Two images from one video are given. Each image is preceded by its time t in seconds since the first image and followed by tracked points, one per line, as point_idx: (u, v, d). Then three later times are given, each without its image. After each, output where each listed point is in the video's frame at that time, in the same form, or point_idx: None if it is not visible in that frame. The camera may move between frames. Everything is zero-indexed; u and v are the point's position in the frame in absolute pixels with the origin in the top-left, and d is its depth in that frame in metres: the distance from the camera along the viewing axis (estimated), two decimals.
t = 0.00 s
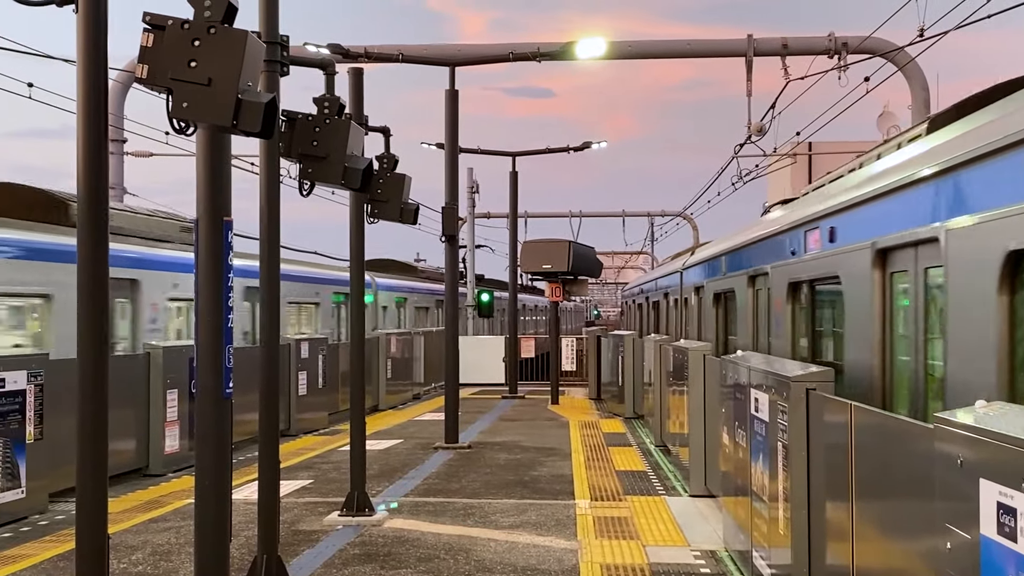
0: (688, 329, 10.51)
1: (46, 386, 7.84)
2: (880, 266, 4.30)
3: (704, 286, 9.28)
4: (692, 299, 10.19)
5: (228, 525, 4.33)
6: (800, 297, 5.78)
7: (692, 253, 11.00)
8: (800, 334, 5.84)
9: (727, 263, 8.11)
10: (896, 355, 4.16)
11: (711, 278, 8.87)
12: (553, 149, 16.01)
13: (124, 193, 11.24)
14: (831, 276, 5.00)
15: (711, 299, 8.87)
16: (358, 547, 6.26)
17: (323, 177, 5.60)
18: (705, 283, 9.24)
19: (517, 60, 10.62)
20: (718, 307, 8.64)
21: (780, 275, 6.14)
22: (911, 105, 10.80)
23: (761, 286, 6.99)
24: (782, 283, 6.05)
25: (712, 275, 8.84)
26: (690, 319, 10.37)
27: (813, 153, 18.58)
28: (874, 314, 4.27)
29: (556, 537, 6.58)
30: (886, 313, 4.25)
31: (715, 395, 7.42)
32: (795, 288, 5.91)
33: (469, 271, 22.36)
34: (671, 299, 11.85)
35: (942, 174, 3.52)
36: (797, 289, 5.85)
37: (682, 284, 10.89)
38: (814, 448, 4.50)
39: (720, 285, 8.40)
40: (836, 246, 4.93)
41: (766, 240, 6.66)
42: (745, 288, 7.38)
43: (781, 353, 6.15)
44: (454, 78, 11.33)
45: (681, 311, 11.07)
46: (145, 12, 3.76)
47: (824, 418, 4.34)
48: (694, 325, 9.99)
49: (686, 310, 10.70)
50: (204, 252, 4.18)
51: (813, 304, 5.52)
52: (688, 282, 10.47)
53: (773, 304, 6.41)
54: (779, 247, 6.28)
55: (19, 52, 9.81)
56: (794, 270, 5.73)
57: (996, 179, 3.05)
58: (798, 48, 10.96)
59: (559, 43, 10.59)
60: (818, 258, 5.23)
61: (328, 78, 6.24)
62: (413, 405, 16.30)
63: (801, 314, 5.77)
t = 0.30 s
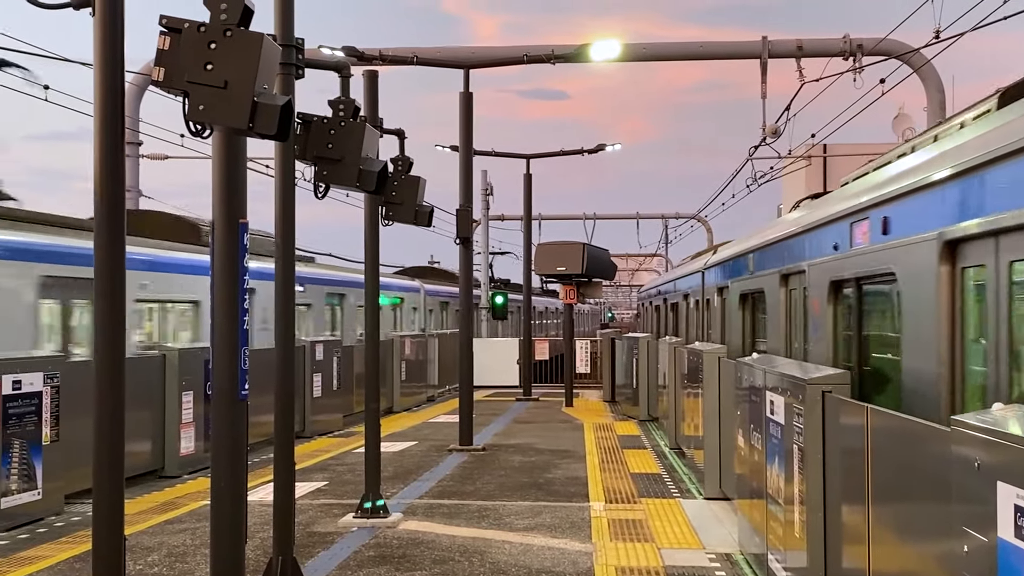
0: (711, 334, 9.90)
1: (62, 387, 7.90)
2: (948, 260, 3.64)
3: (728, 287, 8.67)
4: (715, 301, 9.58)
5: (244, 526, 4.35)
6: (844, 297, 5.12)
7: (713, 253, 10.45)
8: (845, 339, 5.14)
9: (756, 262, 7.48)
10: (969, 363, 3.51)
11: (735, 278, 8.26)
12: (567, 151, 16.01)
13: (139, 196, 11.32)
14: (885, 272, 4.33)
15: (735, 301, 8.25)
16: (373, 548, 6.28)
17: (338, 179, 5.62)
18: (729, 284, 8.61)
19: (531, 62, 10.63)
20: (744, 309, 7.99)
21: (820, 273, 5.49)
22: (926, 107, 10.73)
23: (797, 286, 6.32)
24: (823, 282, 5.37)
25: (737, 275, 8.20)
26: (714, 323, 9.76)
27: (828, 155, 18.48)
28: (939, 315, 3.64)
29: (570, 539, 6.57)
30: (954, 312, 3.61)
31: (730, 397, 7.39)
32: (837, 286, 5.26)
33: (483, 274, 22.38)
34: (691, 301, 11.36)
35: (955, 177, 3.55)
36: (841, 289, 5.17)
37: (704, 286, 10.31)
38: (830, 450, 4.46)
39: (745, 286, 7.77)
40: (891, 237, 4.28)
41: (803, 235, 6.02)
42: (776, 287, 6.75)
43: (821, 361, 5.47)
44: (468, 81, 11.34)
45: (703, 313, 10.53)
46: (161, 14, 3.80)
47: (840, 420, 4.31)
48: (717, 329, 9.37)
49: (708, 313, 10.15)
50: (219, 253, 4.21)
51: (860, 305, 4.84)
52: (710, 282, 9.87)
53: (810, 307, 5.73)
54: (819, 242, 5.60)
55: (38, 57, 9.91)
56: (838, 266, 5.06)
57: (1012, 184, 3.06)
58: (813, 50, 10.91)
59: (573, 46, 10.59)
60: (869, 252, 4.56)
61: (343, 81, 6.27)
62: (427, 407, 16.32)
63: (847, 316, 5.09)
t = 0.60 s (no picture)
0: (736, 337, 9.26)
1: (79, 389, 7.96)
2: None
3: (756, 286, 8.05)
4: (740, 302, 8.97)
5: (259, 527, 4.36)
6: (895, 298, 4.50)
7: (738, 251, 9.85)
8: (894, 344, 4.52)
9: (790, 259, 6.85)
10: None
11: (767, 276, 7.63)
12: (582, 153, 16.01)
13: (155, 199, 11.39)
14: (942, 270, 3.78)
15: (765, 301, 7.63)
16: (388, 551, 6.29)
17: (354, 181, 5.64)
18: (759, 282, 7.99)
19: (546, 64, 10.64)
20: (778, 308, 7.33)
21: (863, 272, 4.86)
22: (943, 109, 10.65)
23: (834, 285, 5.70)
24: (867, 281, 4.75)
25: (769, 273, 7.57)
26: (739, 323, 9.12)
27: (845, 158, 18.38)
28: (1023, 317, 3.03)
29: (585, 542, 6.55)
30: None
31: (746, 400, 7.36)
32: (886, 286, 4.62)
33: (498, 276, 22.38)
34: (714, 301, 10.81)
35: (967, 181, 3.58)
36: (890, 288, 4.56)
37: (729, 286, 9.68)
38: (847, 453, 4.43)
39: (778, 286, 7.15)
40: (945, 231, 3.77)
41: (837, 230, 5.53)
42: (812, 287, 6.12)
43: (864, 368, 4.83)
44: (483, 83, 11.36)
45: (726, 315, 9.95)
46: (179, 17, 3.83)
47: (857, 424, 4.28)
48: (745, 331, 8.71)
49: (733, 315, 9.57)
50: (235, 255, 4.23)
51: (915, 306, 4.23)
52: (737, 281, 9.23)
53: (851, 307, 5.12)
54: (865, 235, 4.95)
55: (58, 60, 10.01)
56: (885, 263, 4.46)
57: None
58: (829, 52, 10.87)
59: (589, 48, 10.59)
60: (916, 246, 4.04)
61: (358, 84, 6.30)
62: (442, 409, 16.34)
63: (896, 318, 4.45)
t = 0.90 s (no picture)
0: (759, 341, 8.65)
1: (94, 390, 8.02)
2: None
3: (783, 285, 7.45)
4: (764, 303, 8.37)
5: (275, 527, 4.38)
6: (953, 298, 3.93)
7: (760, 250, 9.26)
8: (947, 352, 4.00)
9: (823, 256, 6.27)
10: None
11: (796, 275, 7.04)
12: (595, 155, 16.01)
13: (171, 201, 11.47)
14: (981, 269, 3.56)
15: (793, 302, 7.06)
16: (402, 553, 6.30)
17: (369, 183, 5.66)
18: (786, 281, 7.39)
19: (560, 66, 10.65)
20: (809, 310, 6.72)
21: (913, 268, 4.28)
22: (958, 111, 10.59)
23: (874, 285, 5.12)
24: (917, 280, 4.21)
25: (799, 271, 6.98)
26: (762, 327, 8.51)
27: (859, 160, 18.31)
28: None
29: (599, 544, 6.54)
30: None
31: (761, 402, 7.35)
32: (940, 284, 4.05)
33: (512, 278, 22.40)
34: (732, 304, 10.26)
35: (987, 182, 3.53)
36: (941, 288, 4.04)
37: (752, 287, 9.08)
38: (863, 456, 4.41)
39: (809, 286, 6.55)
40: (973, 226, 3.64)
41: (858, 229, 5.39)
42: (848, 287, 5.52)
43: (912, 379, 4.28)
44: (497, 86, 11.38)
45: (748, 319, 9.36)
46: (195, 21, 3.86)
47: (872, 426, 4.27)
48: (771, 335, 8.09)
49: (756, 318, 8.95)
50: (250, 257, 4.26)
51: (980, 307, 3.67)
52: (761, 281, 8.63)
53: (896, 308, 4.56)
54: (914, 228, 4.38)
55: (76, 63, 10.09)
56: (937, 258, 3.94)
57: None
58: (843, 54, 10.83)
59: (603, 50, 10.60)
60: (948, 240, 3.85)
61: (373, 86, 6.33)
62: (455, 411, 16.35)
63: (954, 321, 3.91)
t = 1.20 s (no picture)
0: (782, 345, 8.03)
1: (110, 391, 8.08)
2: None
3: (810, 284, 6.86)
4: (788, 304, 7.76)
5: (287, 527, 4.40)
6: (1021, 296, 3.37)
7: (782, 248, 8.67)
8: (1010, 358, 3.45)
9: (857, 251, 5.67)
10: None
11: (826, 272, 6.43)
12: (608, 157, 16.01)
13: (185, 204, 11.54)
14: None
15: (821, 302, 6.45)
16: (415, 554, 6.30)
17: (382, 186, 5.67)
18: (814, 280, 6.76)
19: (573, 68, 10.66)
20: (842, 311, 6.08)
21: (969, 262, 3.71)
22: (972, 113, 10.52)
23: (919, 283, 4.51)
24: (974, 275, 3.66)
25: (830, 268, 6.35)
26: (785, 329, 7.90)
27: (872, 161, 18.24)
28: None
29: (613, 546, 6.53)
30: None
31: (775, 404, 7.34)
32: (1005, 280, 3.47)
33: (524, 280, 22.41)
34: (749, 306, 9.71)
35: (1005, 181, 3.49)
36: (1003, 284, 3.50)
37: (774, 287, 8.46)
38: (877, 459, 4.39)
39: (840, 285, 5.93)
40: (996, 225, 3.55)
41: (877, 230, 5.26)
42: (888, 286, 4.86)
43: (970, 389, 3.71)
44: (510, 87, 11.40)
45: (767, 321, 8.76)
46: (209, 24, 3.88)
47: (887, 429, 4.25)
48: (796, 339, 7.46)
49: (777, 320, 8.34)
50: (264, 258, 4.27)
51: None
52: (785, 280, 8.00)
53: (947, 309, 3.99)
54: (973, 216, 3.80)
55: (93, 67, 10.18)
56: (1000, 249, 3.39)
57: None
58: (857, 55, 10.79)
59: (615, 52, 10.60)
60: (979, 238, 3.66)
61: (387, 88, 6.35)
62: (468, 413, 16.37)
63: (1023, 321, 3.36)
